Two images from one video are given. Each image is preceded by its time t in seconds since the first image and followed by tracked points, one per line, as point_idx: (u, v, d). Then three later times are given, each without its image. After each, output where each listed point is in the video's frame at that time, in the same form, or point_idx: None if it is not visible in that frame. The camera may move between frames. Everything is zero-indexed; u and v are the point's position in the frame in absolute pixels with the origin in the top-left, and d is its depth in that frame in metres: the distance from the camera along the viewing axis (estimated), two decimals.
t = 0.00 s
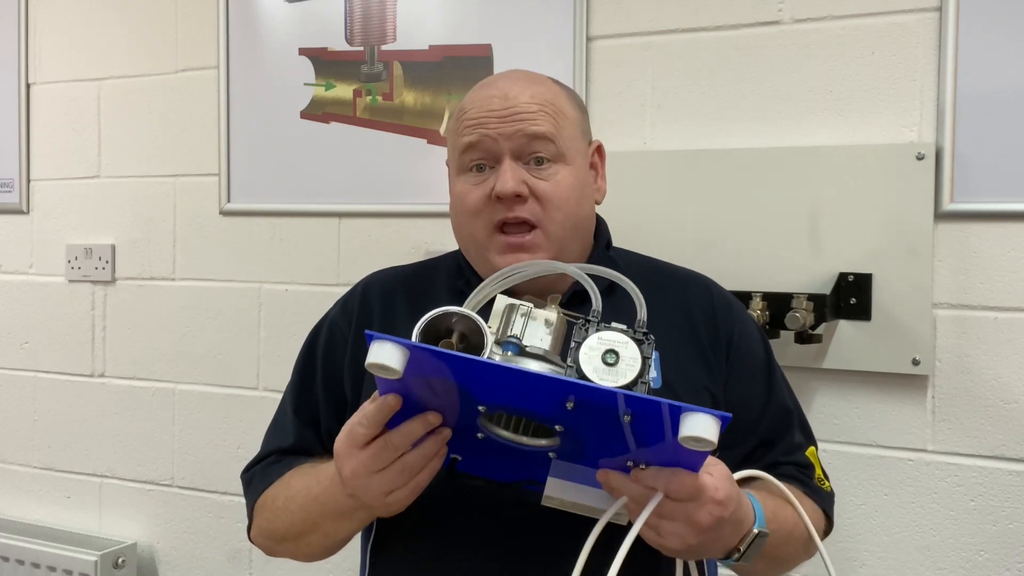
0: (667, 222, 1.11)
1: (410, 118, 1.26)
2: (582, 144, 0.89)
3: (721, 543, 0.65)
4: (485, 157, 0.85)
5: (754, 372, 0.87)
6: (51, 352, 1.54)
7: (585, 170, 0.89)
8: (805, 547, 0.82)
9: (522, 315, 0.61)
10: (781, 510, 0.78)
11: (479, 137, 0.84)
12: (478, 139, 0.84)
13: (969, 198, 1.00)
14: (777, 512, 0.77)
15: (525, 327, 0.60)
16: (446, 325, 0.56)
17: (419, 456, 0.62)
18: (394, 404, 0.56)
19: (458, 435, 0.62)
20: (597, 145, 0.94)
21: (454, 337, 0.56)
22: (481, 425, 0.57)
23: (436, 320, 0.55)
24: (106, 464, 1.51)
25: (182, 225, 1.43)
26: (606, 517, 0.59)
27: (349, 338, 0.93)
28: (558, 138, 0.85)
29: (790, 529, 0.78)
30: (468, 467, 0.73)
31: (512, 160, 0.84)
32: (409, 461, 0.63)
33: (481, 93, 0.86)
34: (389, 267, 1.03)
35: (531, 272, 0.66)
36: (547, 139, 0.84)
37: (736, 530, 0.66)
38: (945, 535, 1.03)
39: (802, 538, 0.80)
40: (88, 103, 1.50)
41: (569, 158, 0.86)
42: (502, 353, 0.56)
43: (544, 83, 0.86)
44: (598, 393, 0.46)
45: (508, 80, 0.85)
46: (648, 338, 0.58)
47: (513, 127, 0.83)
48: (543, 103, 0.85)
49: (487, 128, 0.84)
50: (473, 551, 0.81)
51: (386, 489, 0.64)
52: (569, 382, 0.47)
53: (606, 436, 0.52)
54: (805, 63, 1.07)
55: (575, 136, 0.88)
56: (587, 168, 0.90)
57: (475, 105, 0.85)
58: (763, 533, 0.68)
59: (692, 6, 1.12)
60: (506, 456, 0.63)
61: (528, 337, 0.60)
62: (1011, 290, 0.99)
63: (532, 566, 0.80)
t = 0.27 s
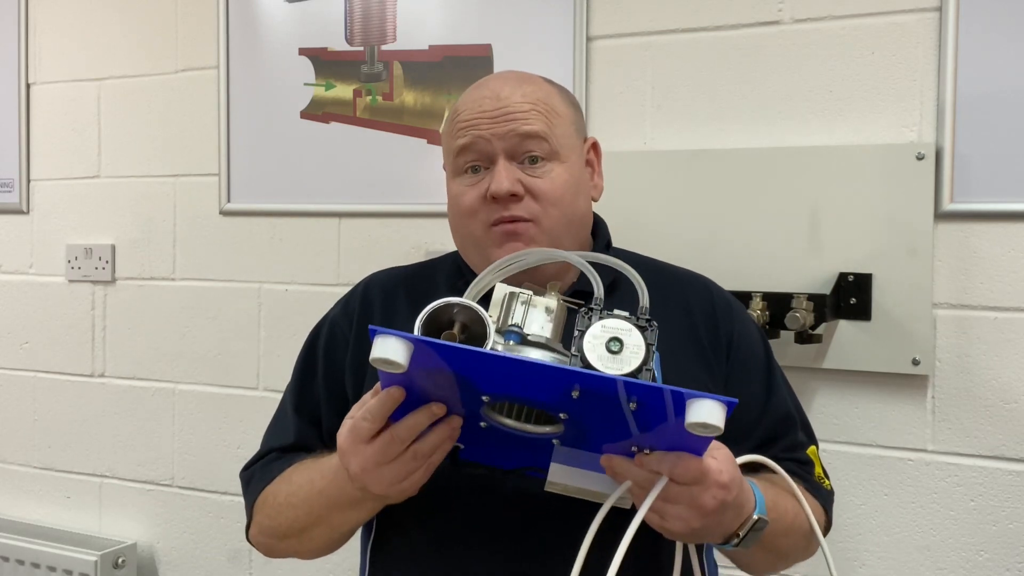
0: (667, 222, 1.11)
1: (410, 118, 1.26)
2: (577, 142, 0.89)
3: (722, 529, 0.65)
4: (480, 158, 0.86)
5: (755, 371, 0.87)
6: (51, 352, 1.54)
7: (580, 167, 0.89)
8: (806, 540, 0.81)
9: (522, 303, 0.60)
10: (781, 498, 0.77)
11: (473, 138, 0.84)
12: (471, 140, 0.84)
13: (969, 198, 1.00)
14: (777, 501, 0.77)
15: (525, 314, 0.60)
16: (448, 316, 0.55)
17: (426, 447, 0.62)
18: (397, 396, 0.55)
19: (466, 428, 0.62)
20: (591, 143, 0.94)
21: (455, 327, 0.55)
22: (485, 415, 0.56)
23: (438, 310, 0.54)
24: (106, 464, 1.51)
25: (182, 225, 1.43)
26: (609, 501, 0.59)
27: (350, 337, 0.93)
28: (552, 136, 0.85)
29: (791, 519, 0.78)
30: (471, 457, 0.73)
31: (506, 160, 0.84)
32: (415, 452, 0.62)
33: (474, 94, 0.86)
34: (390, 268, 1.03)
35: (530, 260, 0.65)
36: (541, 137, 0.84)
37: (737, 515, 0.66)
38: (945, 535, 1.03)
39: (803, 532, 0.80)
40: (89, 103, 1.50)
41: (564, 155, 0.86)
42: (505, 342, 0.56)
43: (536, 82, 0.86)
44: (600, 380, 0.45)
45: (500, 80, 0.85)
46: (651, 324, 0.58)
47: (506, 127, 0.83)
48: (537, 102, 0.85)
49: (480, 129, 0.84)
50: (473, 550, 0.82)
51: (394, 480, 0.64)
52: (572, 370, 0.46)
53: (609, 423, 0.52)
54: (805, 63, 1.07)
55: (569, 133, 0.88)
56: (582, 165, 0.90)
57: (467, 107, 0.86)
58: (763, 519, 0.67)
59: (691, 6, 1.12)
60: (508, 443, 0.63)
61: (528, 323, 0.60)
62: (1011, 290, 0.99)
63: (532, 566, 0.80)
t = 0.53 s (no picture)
0: (667, 222, 1.11)
1: (410, 118, 1.26)
2: (577, 139, 0.89)
3: (728, 518, 0.65)
4: (481, 155, 0.86)
5: (754, 369, 0.87)
6: (51, 352, 1.54)
7: (581, 164, 0.89)
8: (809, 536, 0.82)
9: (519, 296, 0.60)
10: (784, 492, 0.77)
11: (474, 135, 0.84)
12: (473, 137, 0.84)
13: (970, 198, 1.00)
14: (781, 493, 0.77)
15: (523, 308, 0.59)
16: (446, 313, 0.53)
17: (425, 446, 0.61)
18: (397, 395, 0.55)
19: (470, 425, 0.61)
20: (591, 141, 0.94)
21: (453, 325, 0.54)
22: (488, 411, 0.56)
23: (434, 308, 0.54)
24: (106, 464, 1.51)
25: (182, 225, 1.43)
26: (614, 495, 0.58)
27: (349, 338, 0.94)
28: (553, 133, 0.85)
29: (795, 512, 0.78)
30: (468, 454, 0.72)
31: (508, 157, 0.84)
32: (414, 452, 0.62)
33: (475, 92, 0.86)
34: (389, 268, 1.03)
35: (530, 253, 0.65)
36: (542, 134, 0.84)
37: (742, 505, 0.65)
38: (945, 535, 1.03)
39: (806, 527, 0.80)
40: (89, 103, 1.50)
41: (565, 152, 0.87)
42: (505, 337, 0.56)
43: (536, 80, 0.87)
44: (604, 369, 0.45)
45: (501, 78, 0.86)
46: (651, 313, 0.58)
47: (507, 123, 0.83)
48: (537, 99, 0.85)
49: (482, 126, 0.84)
50: (473, 550, 0.82)
51: (392, 479, 0.63)
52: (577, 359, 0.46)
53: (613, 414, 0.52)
54: (805, 64, 1.07)
55: (569, 130, 0.88)
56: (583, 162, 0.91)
57: (468, 105, 0.86)
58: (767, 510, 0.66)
59: (691, 6, 1.12)
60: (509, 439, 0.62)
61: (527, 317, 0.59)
62: (1011, 290, 0.99)
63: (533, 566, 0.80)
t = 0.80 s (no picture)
0: (667, 222, 1.11)
1: (410, 118, 1.26)
2: (567, 135, 0.89)
3: (737, 543, 0.66)
4: (473, 156, 0.86)
5: (756, 375, 0.87)
6: (51, 352, 1.54)
7: (573, 159, 0.89)
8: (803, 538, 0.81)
9: (511, 355, 0.62)
10: (781, 503, 0.79)
11: (465, 136, 0.85)
12: (463, 138, 0.85)
13: (970, 198, 1.00)
14: (779, 504, 0.79)
15: (517, 364, 0.61)
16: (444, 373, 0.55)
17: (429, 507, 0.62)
18: (407, 460, 0.56)
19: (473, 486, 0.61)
20: (582, 136, 0.94)
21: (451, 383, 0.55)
22: (493, 471, 0.56)
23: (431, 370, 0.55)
24: (106, 464, 1.51)
25: (182, 225, 1.43)
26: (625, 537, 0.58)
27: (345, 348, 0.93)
28: (541, 129, 0.86)
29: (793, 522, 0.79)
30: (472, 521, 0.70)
31: (499, 156, 0.85)
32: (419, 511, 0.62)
33: (462, 95, 0.87)
34: (385, 272, 1.02)
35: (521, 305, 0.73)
36: (531, 130, 0.85)
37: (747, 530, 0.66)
38: (946, 536, 1.03)
39: (802, 529, 0.80)
40: (88, 103, 1.50)
41: (555, 147, 0.87)
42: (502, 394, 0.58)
43: (522, 79, 0.88)
44: (606, 403, 0.45)
45: (487, 79, 0.87)
46: (639, 349, 0.63)
47: (496, 122, 0.84)
48: (524, 97, 0.86)
49: (471, 126, 0.85)
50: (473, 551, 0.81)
51: (396, 537, 0.63)
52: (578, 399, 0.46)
53: (616, 449, 0.52)
54: (805, 63, 1.07)
55: (558, 125, 0.88)
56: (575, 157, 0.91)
57: (457, 107, 0.87)
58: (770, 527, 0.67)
59: (691, 6, 1.12)
60: (512, 500, 0.62)
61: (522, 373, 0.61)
62: (1011, 290, 0.99)
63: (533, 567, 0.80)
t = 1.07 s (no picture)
0: (666, 222, 1.11)
1: (410, 118, 1.26)
2: (563, 136, 0.90)
3: (736, 538, 0.65)
4: (469, 157, 0.86)
5: (755, 373, 0.87)
6: (51, 352, 1.54)
7: (569, 160, 0.89)
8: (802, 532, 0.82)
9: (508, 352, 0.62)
10: (778, 497, 0.79)
11: (461, 138, 0.85)
12: (459, 140, 0.85)
13: (970, 198, 1.00)
14: (776, 499, 0.79)
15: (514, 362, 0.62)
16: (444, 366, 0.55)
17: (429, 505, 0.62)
18: (410, 456, 0.56)
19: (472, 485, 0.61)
20: (579, 137, 0.94)
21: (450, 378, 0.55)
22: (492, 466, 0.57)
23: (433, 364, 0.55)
24: (106, 464, 1.51)
25: (182, 225, 1.43)
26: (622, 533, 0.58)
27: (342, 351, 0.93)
28: (538, 130, 0.86)
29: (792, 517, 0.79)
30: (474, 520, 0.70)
31: (496, 157, 0.85)
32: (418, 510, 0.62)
33: (458, 96, 0.87)
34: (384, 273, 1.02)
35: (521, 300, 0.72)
36: (527, 131, 0.85)
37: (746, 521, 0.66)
38: (946, 536, 1.03)
39: (803, 524, 0.81)
40: (88, 103, 1.50)
41: (552, 149, 0.87)
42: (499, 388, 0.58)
43: (519, 80, 0.88)
44: (604, 389, 0.45)
45: (483, 80, 0.87)
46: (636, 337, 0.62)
47: (492, 124, 0.84)
48: (520, 98, 0.86)
49: (467, 128, 0.85)
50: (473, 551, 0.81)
51: (396, 535, 0.64)
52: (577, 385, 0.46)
53: (614, 440, 0.52)
54: (805, 64, 1.07)
55: (555, 127, 0.88)
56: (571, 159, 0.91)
57: (453, 108, 0.87)
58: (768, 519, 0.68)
59: (691, 6, 1.12)
60: (513, 498, 0.62)
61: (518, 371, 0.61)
62: (1012, 290, 0.99)
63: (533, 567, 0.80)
